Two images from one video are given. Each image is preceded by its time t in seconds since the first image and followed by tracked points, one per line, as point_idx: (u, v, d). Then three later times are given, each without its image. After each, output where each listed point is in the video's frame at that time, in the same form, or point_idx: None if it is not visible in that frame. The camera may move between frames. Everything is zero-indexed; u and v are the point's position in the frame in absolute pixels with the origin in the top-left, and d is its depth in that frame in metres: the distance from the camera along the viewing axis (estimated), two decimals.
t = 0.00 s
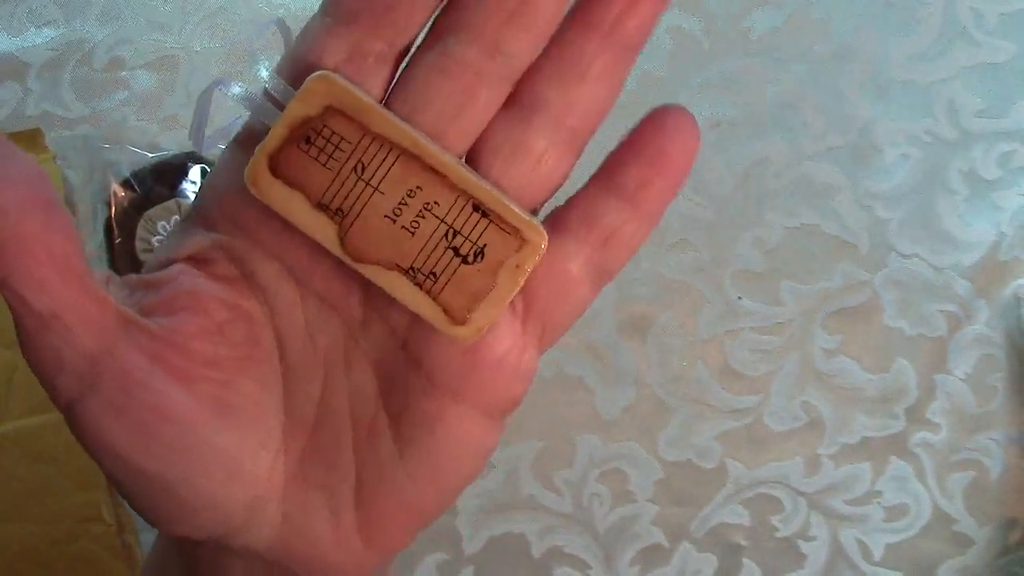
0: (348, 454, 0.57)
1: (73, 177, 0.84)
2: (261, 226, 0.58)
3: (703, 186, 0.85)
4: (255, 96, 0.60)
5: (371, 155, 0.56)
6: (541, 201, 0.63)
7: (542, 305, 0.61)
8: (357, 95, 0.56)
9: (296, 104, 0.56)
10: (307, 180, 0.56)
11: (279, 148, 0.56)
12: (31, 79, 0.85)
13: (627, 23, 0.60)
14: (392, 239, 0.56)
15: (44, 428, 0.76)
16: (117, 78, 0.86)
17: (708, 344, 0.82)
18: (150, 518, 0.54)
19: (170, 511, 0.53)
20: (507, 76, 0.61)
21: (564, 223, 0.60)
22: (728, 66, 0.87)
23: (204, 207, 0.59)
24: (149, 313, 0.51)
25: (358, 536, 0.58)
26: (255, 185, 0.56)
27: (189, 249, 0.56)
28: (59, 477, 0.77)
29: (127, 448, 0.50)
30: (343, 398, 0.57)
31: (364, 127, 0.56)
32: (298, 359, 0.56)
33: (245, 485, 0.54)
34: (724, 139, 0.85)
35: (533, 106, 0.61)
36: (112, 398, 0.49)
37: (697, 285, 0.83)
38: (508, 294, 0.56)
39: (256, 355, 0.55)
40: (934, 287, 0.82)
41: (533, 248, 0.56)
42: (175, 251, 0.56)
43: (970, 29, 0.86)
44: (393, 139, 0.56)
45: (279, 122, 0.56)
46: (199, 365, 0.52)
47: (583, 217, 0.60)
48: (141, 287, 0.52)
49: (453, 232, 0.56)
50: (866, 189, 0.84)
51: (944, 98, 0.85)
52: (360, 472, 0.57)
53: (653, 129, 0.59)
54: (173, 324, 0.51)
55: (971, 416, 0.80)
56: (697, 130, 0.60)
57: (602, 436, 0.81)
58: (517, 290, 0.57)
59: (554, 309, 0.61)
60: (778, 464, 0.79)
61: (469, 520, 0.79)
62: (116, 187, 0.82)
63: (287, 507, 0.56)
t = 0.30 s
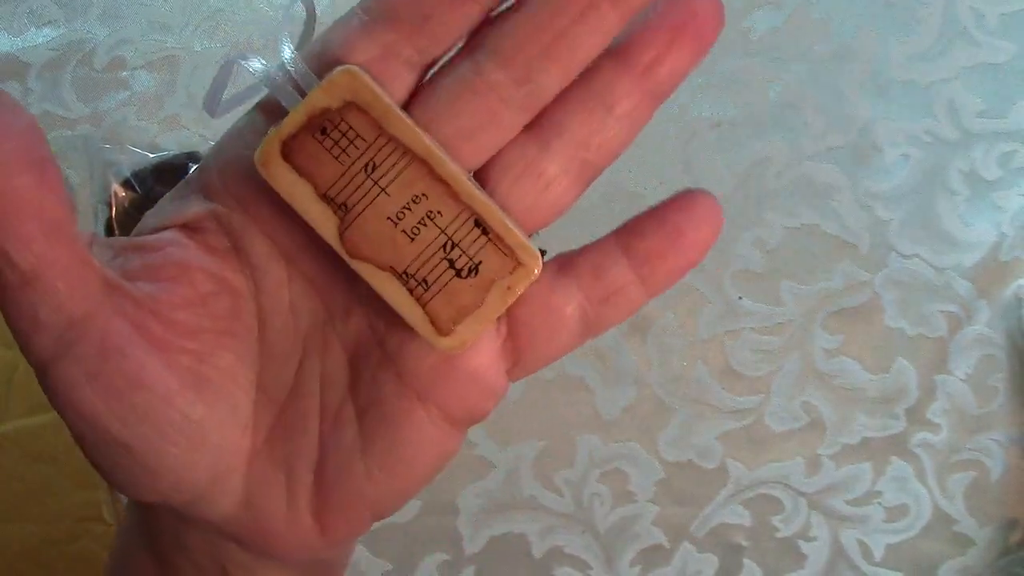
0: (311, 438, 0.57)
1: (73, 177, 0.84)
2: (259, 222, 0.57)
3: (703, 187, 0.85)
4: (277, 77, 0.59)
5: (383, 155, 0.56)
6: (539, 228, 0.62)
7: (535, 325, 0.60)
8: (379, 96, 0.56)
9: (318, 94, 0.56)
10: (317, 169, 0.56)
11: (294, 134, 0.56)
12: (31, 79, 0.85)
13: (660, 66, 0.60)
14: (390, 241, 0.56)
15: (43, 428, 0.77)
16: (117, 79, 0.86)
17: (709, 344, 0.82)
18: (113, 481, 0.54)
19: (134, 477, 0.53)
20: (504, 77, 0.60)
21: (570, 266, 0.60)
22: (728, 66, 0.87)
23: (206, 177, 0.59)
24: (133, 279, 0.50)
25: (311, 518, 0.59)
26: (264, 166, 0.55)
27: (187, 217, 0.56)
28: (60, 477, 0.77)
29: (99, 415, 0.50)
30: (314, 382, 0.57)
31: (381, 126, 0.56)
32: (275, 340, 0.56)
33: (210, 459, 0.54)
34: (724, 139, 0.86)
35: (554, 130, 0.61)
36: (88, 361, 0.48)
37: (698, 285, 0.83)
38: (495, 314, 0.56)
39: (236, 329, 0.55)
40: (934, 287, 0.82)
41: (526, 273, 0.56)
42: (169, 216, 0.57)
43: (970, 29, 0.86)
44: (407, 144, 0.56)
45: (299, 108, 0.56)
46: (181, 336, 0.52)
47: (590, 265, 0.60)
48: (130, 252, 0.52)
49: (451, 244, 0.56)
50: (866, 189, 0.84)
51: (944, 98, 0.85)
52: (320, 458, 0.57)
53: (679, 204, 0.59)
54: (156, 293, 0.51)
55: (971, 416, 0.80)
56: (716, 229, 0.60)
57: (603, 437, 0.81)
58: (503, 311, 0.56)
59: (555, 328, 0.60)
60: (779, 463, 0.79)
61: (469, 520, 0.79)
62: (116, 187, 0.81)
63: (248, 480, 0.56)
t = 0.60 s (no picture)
0: (307, 436, 0.57)
1: (73, 176, 0.84)
2: (259, 222, 0.58)
3: (702, 187, 0.85)
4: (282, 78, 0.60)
5: (386, 159, 0.57)
6: (536, 231, 0.62)
7: (532, 331, 0.60)
8: (384, 101, 0.56)
9: (324, 97, 0.56)
10: (321, 172, 0.56)
11: (299, 137, 0.56)
12: (31, 79, 0.85)
13: (661, 76, 0.60)
14: (392, 244, 0.56)
15: (44, 429, 0.77)
16: (117, 78, 0.86)
17: (708, 344, 0.82)
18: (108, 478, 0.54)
19: (129, 474, 0.53)
20: (504, 79, 0.60)
21: (572, 276, 0.60)
22: (728, 66, 0.87)
23: (206, 178, 0.59)
24: (131, 277, 0.50)
25: (305, 517, 0.59)
26: (268, 167, 0.56)
27: (187, 215, 0.56)
28: (60, 477, 0.77)
29: (94, 409, 0.50)
30: (308, 380, 0.57)
31: (385, 131, 0.57)
32: (271, 339, 0.56)
33: (207, 455, 0.54)
34: (724, 139, 0.86)
35: (553, 137, 0.61)
36: (85, 358, 0.48)
37: (698, 284, 0.83)
38: (495, 316, 0.56)
39: (234, 327, 0.55)
40: (934, 287, 0.82)
41: (526, 277, 0.56)
42: (163, 215, 0.57)
43: (970, 29, 0.86)
44: (411, 148, 0.57)
45: (305, 111, 0.56)
46: (178, 334, 0.52)
47: (590, 277, 0.60)
48: (131, 249, 0.52)
49: (452, 247, 0.56)
50: (866, 189, 0.84)
51: (944, 98, 0.85)
52: (316, 455, 0.57)
53: (680, 222, 0.59)
54: (155, 291, 0.51)
55: (971, 416, 0.80)
56: (715, 252, 0.60)
57: (603, 436, 0.81)
58: (503, 314, 0.57)
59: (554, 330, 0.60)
60: (779, 463, 0.79)
61: (469, 520, 0.79)
62: (116, 187, 0.82)
63: (243, 477, 0.57)
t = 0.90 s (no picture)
0: (317, 434, 0.57)
1: (73, 177, 0.83)
2: (257, 223, 0.57)
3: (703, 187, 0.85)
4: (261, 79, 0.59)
5: (370, 152, 0.56)
6: (527, 213, 0.63)
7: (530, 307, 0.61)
8: (362, 93, 0.56)
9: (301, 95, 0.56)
10: (306, 170, 0.56)
11: (281, 138, 0.56)
12: (32, 80, 0.85)
13: (640, 47, 0.60)
14: (383, 236, 0.56)
15: (44, 429, 0.77)
16: (117, 79, 0.86)
17: (709, 346, 0.82)
18: (121, 484, 0.54)
19: (140, 478, 0.53)
20: (503, 80, 0.60)
21: (560, 245, 0.60)
22: (729, 66, 0.87)
23: (203, 182, 0.58)
24: (132, 282, 0.50)
25: (319, 516, 0.58)
26: (253, 171, 0.55)
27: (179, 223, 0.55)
28: (61, 477, 0.78)
29: (103, 415, 0.50)
30: (315, 379, 0.57)
31: (366, 124, 0.56)
32: (276, 340, 0.56)
33: (214, 459, 0.54)
34: (724, 140, 0.86)
35: (536, 115, 0.61)
36: (89, 363, 0.48)
37: (698, 284, 0.83)
38: (493, 298, 0.57)
39: (236, 329, 0.54)
40: (934, 288, 0.82)
41: (521, 257, 0.57)
42: (162, 223, 0.56)
43: (971, 30, 0.86)
44: (394, 139, 0.56)
45: (283, 111, 0.56)
46: (181, 337, 0.51)
47: (579, 242, 0.60)
48: (128, 256, 0.51)
49: (443, 234, 0.56)
50: (867, 190, 0.84)
51: (944, 99, 0.85)
52: (326, 453, 0.57)
53: (662, 173, 0.59)
54: (156, 296, 0.50)
55: (971, 417, 0.80)
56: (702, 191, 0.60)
57: (603, 437, 0.81)
58: (500, 295, 0.57)
59: (552, 308, 0.61)
60: (780, 466, 0.79)
61: (469, 521, 0.79)
62: (116, 188, 0.82)
63: (255, 479, 0.56)
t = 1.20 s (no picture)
0: (364, 431, 0.57)
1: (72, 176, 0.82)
2: (299, 226, 0.57)
3: (704, 186, 0.85)
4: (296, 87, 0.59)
5: (407, 150, 0.56)
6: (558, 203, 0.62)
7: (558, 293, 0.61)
8: (396, 92, 0.56)
9: (337, 97, 0.56)
10: (343, 171, 0.56)
11: (318, 140, 0.56)
12: (31, 80, 0.85)
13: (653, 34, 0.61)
14: (423, 232, 0.56)
15: (44, 428, 0.78)
16: (117, 79, 0.86)
17: (707, 346, 0.82)
18: (170, 483, 0.55)
19: (187, 477, 0.53)
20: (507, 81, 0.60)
21: (577, 220, 0.61)
22: (729, 66, 0.87)
23: (244, 188, 0.59)
24: (179, 285, 0.51)
25: (364, 512, 0.58)
26: (293, 173, 0.56)
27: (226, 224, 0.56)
28: (61, 478, 0.78)
29: (148, 416, 0.50)
30: (361, 376, 0.57)
31: (403, 123, 0.56)
32: (320, 338, 0.56)
33: (261, 455, 0.54)
34: (724, 139, 0.86)
35: (558, 106, 0.61)
36: (133, 367, 0.49)
37: (698, 285, 0.83)
38: (532, 287, 0.57)
39: (281, 328, 0.55)
40: (933, 287, 0.82)
41: (557, 247, 0.57)
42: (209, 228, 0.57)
43: (970, 30, 0.86)
44: (430, 137, 0.56)
45: (319, 114, 0.56)
46: (226, 337, 0.52)
47: (596, 212, 0.61)
48: (172, 258, 0.53)
49: (481, 228, 0.56)
50: (866, 189, 0.84)
51: (944, 99, 0.85)
52: (371, 449, 0.57)
53: (664, 129, 0.60)
54: (202, 296, 0.51)
55: (971, 417, 0.80)
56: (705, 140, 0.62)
57: (603, 437, 0.81)
58: (539, 284, 0.57)
59: (578, 286, 0.61)
60: (779, 464, 0.79)
61: (469, 521, 0.79)
62: (116, 187, 0.81)
63: (301, 478, 0.56)
